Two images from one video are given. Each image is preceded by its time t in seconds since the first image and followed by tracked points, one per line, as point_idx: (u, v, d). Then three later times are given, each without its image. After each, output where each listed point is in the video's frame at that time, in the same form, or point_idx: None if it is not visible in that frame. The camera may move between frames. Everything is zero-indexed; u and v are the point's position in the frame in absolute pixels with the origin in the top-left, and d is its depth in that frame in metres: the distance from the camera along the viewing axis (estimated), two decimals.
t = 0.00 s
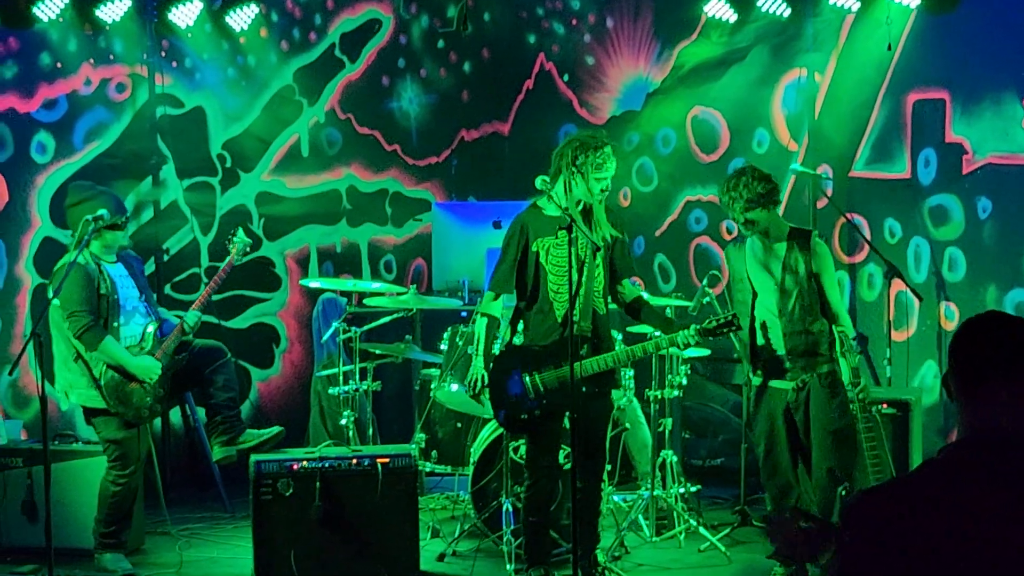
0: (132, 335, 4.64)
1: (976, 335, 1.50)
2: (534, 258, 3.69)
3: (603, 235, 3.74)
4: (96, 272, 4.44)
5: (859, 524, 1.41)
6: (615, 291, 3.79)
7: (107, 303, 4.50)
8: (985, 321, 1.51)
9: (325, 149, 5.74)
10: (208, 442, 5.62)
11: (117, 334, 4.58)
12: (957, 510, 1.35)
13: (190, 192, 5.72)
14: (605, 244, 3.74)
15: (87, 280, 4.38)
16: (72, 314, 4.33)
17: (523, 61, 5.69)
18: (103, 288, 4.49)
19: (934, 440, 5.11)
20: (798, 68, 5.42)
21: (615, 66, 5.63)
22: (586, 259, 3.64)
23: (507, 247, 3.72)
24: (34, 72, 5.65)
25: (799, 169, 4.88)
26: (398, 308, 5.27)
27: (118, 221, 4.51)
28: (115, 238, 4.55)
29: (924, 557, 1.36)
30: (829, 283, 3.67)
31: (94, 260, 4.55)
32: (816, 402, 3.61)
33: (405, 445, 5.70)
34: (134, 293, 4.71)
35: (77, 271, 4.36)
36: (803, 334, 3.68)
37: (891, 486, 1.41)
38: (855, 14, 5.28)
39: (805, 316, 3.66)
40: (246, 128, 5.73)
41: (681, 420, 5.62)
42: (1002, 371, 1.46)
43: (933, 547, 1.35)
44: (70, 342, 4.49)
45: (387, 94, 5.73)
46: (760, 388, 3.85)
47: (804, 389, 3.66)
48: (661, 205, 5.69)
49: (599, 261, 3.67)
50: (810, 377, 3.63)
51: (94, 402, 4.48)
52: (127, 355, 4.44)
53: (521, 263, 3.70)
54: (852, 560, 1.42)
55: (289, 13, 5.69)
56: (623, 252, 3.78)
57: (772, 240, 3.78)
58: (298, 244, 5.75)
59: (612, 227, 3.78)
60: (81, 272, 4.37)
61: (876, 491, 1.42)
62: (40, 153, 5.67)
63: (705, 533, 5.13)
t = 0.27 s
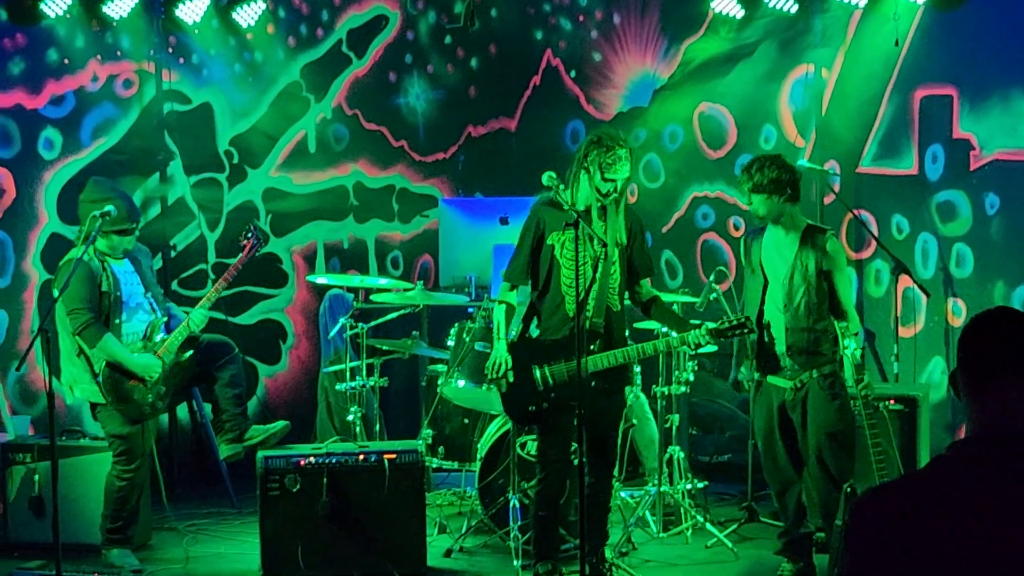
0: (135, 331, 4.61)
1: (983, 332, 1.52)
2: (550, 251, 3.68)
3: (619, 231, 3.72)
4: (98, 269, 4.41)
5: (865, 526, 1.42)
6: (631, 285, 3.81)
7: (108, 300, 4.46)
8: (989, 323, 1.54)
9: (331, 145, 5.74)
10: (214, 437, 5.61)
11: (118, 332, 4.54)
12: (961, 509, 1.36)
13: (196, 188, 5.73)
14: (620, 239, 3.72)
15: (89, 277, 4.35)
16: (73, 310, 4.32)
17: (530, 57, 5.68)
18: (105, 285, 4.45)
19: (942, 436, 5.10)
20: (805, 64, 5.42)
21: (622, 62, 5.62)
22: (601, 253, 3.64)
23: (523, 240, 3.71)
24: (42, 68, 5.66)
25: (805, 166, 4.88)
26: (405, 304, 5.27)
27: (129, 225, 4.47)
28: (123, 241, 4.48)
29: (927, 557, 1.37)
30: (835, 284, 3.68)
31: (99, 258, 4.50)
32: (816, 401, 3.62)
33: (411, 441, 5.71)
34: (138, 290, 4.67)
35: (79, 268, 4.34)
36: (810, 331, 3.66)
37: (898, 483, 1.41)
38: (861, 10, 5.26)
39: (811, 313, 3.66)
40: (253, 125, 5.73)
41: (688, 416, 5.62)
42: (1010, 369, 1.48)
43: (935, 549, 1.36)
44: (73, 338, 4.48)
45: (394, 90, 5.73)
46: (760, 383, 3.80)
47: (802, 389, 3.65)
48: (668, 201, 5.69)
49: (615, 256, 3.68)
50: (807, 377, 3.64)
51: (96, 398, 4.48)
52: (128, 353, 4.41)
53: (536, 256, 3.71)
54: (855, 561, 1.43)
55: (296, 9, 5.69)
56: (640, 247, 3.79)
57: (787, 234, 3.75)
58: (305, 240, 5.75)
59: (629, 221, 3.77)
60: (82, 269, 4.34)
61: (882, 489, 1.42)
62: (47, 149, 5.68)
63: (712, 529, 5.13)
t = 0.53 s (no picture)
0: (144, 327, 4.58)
1: (998, 324, 1.46)
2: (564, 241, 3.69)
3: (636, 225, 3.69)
4: (110, 263, 4.40)
5: (876, 520, 1.36)
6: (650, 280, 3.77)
7: (119, 294, 4.45)
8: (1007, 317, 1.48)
9: (339, 140, 5.74)
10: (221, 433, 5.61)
11: (128, 326, 4.52)
12: (969, 506, 1.30)
13: (204, 184, 5.73)
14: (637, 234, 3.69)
15: (100, 271, 4.35)
16: (83, 304, 4.31)
17: (537, 52, 5.69)
18: (115, 279, 4.44)
19: (949, 431, 5.08)
20: (813, 59, 5.42)
21: (629, 57, 5.62)
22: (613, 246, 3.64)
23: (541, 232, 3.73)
24: (48, 64, 5.64)
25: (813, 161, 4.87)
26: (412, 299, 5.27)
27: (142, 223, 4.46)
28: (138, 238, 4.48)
29: (931, 553, 1.32)
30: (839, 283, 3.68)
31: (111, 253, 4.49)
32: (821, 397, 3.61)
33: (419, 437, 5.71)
34: (148, 286, 4.65)
35: (90, 261, 4.33)
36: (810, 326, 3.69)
37: (907, 477, 1.36)
38: (870, 6, 5.24)
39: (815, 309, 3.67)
40: (261, 120, 5.74)
41: (695, 412, 5.62)
42: None
43: (941, 546, 1.31)
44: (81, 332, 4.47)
45: (401, 86, 5.73)
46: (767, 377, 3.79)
47: (809, 383, 3.64)
48: (676, 196, 5.71)
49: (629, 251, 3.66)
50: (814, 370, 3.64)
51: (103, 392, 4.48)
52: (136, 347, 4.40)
53: (552, 247, 3.71)
54: (861, 559, 1.38)
55: (303, 5, 5.69)
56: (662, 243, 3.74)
57: (795, 228, 3.77)
58: (313, 236, 5.75)
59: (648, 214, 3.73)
60: (94, 263, 4.34)
61: (890, 483, 1.37)
62: (54, 145, 5.67)
63: (720, 525, 5.12)
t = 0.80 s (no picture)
0: (157, 323, 4.60)
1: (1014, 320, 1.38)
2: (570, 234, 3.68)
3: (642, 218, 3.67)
4: (123, 258, 4.42)
5: (890, 516, 1.27)
6: (656, 276, 3.73)
7: (133, 289, 4.47)
8: None
9: (347, 137, 5.74)
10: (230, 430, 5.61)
11: (141, 322, 4.54)
12: (980, 505, 1.22)
13: (213, 181, 5.73)
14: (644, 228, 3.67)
15: (114, 266, 4.36)
16: (97, 298, 4.32)
17: (545, 49, 5.69)
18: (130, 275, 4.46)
19: (958, 429, 5.08)
20: (822, 56, 5.40)
21: (638, 54, 5.63)
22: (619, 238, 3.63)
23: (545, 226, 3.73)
24: (56, 61, 5.63)
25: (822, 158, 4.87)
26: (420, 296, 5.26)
27: (154, 214, 4.50)
28: (152, 229, 4.52)
29: (942, 555, 1.23)
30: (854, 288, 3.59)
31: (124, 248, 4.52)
32: (831, 394, 3.55)
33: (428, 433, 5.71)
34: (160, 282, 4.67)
35: (104, 255, 4.35)
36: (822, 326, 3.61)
37: (918, 474, 1.28)
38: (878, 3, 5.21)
39: (825, 311, 3.59)
40: (270, 117, 5.74)
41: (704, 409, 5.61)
42: None
43: (952, 548, 1.22)
44: (94, 328, 4.48)
45: (410, 83, 5.73)
46: (777, 374, 3.72)
47: (816, 379, 3.58)
48: (684, 192, 5.71)
49: (635, 242, 3.65)
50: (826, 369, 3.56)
51: (115, 388, 4.46)
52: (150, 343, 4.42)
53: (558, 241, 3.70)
54: (873, 561, 1.29)
55: (311, 2, 5.70)
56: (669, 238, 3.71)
57: (809, 228, 3.68)
58: (321, 233, 5.75)
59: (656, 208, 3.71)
60: (108, 258, 4.35)
61: (902, 481, 1.29)
62: (62, 142, 5.67)
63: (728, 522, 5.11)
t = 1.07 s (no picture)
0: (169, 322, 4.58)
1: None
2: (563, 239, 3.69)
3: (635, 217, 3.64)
4: (136, 257, 4.43)
5: (909, 511, 1.26)
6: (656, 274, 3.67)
7: (146, 289, 4.47)
8: None
9: (358, 135, 5.75)
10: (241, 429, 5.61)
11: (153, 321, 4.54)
12: (994, 504, 1.20)
13: (223, 179, 5.74)
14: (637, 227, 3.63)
15: (127, 265, 4.38)
16: (110, 298, 4.33)
17: (556, 47, 5.69)
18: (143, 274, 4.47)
19: (970, 427, 5.07)
20: (833, 54, 5.39)
21: (648, 52, 5.62)
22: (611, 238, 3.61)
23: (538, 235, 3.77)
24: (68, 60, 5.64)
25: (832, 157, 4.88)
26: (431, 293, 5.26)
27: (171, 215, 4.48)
28: (167, 229, 4.54)
29: (953, 553, 1.21)
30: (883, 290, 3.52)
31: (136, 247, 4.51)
32: (852, 394, 3.55)
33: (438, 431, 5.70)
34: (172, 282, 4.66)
35: (116, 254, 4.36)
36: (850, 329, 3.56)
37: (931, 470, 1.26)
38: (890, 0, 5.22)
39: (854, 310, 3.53)
40: (280, 115, 5.74)
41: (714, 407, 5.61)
42: None
43: (964, 545, 1.21)
44: (107, 327, 4.49)
45: (420, 81, 5.73)
46: (794, 371, 3.68)
47: (838, 379, 3.56)
48: (695, 190, 5.68)
49: (627, 240, 3.61)
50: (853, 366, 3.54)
51: (126, 388, 4.46)
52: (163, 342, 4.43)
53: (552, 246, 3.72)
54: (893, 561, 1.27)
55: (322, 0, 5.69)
56: (666, 235, 3.66)
57: (839, 228, 3.61)
58: (331, 231, 5.76)
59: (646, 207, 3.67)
60: (121, 257, 4.37)
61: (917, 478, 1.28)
62: (73, 140, 5.68)
63: (739, 520, 5.10)
